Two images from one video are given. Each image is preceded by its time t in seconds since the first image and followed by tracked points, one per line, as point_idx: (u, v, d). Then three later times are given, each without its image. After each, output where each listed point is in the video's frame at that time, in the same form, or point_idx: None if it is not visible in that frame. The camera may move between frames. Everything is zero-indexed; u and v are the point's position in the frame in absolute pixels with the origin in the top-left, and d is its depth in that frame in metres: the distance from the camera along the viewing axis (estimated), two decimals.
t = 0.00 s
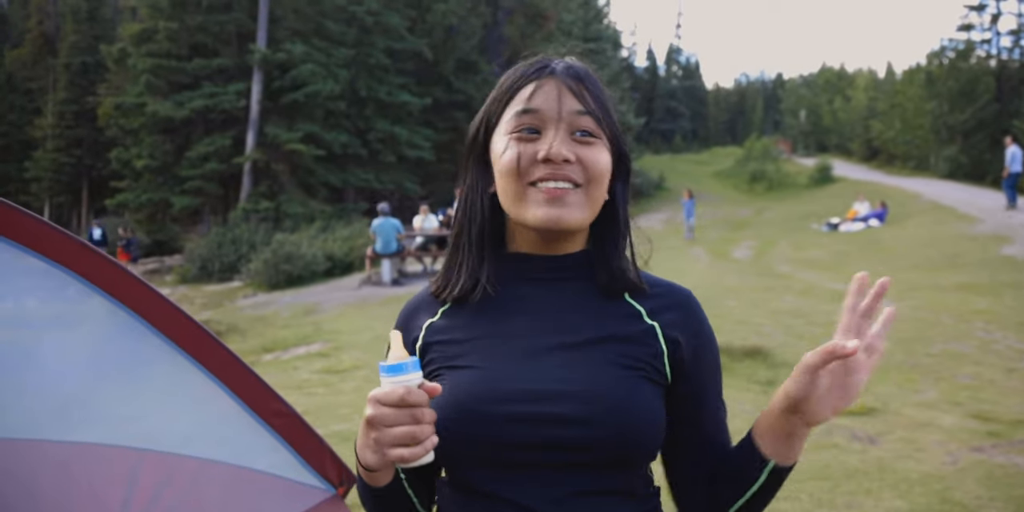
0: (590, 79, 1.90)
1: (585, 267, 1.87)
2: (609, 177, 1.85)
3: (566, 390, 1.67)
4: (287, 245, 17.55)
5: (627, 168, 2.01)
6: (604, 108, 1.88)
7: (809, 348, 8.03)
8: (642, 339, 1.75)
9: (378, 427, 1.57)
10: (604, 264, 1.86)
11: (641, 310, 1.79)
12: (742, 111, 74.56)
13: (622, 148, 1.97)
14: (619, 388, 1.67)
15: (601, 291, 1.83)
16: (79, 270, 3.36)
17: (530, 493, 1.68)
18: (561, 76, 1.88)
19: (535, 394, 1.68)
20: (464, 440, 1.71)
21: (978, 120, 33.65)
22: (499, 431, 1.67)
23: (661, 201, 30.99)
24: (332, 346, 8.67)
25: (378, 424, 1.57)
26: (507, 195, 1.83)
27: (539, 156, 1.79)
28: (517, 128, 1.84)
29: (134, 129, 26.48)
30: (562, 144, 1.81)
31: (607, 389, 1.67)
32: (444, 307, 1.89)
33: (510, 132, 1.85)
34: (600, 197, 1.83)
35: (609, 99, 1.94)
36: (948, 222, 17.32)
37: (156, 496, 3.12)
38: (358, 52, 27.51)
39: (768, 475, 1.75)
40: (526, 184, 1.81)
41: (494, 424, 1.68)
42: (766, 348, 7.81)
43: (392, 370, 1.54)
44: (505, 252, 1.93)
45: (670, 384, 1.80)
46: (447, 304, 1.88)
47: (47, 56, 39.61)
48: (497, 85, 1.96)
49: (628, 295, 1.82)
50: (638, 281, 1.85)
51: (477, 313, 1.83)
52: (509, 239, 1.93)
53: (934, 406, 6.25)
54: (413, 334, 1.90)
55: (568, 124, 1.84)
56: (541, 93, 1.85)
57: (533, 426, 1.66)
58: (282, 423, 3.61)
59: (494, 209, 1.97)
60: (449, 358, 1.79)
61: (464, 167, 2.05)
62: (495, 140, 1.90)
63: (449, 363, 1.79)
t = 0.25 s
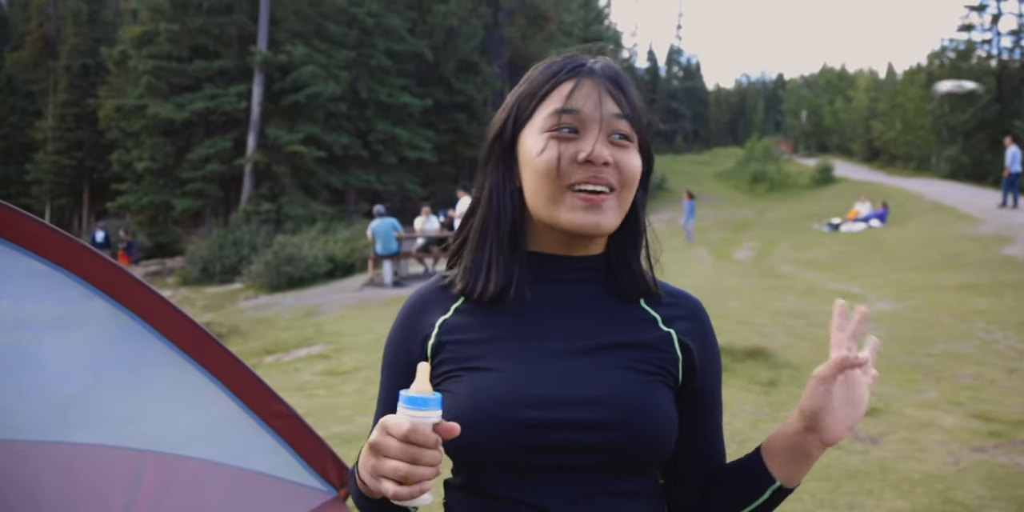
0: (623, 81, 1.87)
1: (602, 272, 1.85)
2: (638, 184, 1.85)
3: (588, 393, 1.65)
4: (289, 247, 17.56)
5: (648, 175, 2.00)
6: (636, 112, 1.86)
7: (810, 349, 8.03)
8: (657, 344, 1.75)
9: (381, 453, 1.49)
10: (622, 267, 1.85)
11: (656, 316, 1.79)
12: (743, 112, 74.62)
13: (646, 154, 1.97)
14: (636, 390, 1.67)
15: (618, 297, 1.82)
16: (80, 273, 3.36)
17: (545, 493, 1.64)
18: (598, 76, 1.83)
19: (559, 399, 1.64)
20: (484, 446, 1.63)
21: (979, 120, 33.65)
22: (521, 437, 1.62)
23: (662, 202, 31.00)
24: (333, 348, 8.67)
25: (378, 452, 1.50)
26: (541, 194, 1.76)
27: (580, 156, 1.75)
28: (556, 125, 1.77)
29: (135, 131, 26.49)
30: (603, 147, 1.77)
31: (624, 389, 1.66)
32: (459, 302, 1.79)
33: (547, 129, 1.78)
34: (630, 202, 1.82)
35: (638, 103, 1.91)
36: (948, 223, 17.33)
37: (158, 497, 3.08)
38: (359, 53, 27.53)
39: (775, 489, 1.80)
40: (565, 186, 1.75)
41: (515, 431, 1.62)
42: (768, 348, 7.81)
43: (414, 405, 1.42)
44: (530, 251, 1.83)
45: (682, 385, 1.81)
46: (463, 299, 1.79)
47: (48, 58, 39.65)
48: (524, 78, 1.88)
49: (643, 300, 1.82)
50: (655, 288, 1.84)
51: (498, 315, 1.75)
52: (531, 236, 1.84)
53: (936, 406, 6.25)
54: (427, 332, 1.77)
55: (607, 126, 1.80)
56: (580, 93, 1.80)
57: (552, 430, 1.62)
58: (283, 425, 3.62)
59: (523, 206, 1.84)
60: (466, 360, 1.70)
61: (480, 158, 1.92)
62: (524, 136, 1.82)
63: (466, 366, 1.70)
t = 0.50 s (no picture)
0: (634, 84, 1.86)
1: (609, 273, 1.85)
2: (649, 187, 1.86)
3: (604, 395, 1.64)
4: (287, 248, 17.52)
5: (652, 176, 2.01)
6: (645, 114, 1.87)
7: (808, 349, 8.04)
8: (666, 344, 1.76)
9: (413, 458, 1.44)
10: (629, 267, 1.85)
11: (663, 316, 1.81)
12: (741, 113, 74.72)
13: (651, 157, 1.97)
14: (648, 390, 1.68)
15: (627, 296, 1.83)
16: (76, 274, 3.30)
17: (567, 493, 1.63)
18: (612, 80, 1.83)
19: (574, 401, 1.63)
20: (506, 449, 1.61)
21: (976, 121, 33.70)
22: (539, 440, 1.60)
23: (660, 203, 31.01)
24: (331, 350, 8.66)
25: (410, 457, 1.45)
26: (561, 200, 1.74)
27: (603, 162, 1.74)
28: (576, 129, 1.76)
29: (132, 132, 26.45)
30: (621, 151, 1.77)
31: (638, 387, 1.67)
32: (472, 304, 1.76)
33: (567, 135, 1.76)
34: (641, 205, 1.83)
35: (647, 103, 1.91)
36: (946, 223, 17.36)
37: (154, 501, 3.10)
38: (358, 54, 27.54)
39: (789, 481, 1.82)
40: (591, 193, 1.73)
41: (534, 434, 1.60)
42: (767, 349, 7.81)
43: (435, 400, 1.44)
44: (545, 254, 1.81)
45: (689, 382, 1.81)
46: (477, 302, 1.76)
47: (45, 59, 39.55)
48: (532, 82, 1.87)
49: (649, 299, 1.84)
50: (659, 286, 1.86)
51: (517, 319, 1.72)
52: (547, 238, 1.81)
53: (933, 406, 6.26)
54: (437, 337, 1.74)
55: (626, 130, 1.80)
56: (598, 97, 1.79)
57: (570, 431, 1.61)
58: (282, 427, 3.55)
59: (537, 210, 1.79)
60: (482, 364, 1.68)
61: (487, 161, 1.88)
62: (540, 141, 1.80)
63: (485, 371, 1.67)
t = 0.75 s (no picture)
0: (617, 90, 1.85)
1: (606, 270, 1.85)
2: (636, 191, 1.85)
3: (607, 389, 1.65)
4: (282, 249, 17.48)
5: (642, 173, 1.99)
6: (629, 118, 1.86)
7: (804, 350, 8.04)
8: (666, 338, 1.76)
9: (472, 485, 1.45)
10: (624, 264, 1.87)
11: (662, 309, 1.81)
12: (736, 114, 74.81)
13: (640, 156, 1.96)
14: (650, 382, 1.68)
15: (624, 289, 1.84)
16: (71, 275, 3.29)
17: (578, 487, 1.64)
18: (591, 87, 1.81)
19: (577, 396, 1.63)
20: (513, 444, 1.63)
21: (970, 122, 33.77)
22: (543, 436, 1.61)
23: (655, 204, 31.01)
24: (327, 351, 8.64)
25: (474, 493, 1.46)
26: (546, 210, 1.75)
27: (583, 176, 1.73)
28: (556, 142, 1.75)
29: (127, 133, 26.38)
30: (603, 161, 1.76)
31: (642, 381, 1.67)
32: (473, 308, 1.76)
33: (549, 146, 1.76)
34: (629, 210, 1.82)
35: (630, 106, 1.90)
36: (940, 224, 17.39)
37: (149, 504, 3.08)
38: (352, 54, 27.55)
39: (796, 466, 1.84)
40: (575, 204, 1.74)
41: (537, 429, 1.61)
42: (762, 350, 7.83)
43: (475, 431, 1.42)
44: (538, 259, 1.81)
45: (690, 377, 1.81)
46: (477, 302, 1.77)
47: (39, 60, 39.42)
48: (517, 89, 1.88)
49: (645, 293, 1.84)
50: (654, 278, 1.88)
51: (514, 321, 1.72)
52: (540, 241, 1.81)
53: (928, 406, 6.28)
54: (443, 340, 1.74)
55: (607, 139, 1.78)
56: (579, 107, 1.78)
57: (575, 425, 1.62)
58: (278, 428, 3.53)
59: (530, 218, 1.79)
60: (484, 363, 1.68)
61: (480, 169, 1.88)
62: (528, 153, 1.80)
63: (485, 369, 1.68)
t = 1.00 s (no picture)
0: (590, 96, 1.86)
1: (605, 277, 1.85)
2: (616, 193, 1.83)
3: (606, 390, 1.65)
4: (277, 249, 17.48)
5: (640, 177, 1.98)
6: (605, 123, 1.86)
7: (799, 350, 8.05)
8: (666, 342, 1.76)
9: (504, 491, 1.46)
10: (626, 273, 1.84)
11: (665, 316, 1.80)
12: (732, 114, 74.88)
13: (632, 160, 1.95)
14: (649, 386, 1.67)
15: (624, 295, 1.83)
16: (67, 277, 3.31)
17: (576, 490, 1.65)
18: (556, 96, 1.84)
19: (577, 398, 1.64)
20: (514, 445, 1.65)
21: (965, 123, 33.83)
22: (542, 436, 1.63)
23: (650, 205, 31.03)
24: (322, 351, 8.64)
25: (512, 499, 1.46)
26: (521, 219, 1.80)
27: (545, 183, 1.76)
28: (522, 155, 1.81)
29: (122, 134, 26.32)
30: (570, 167, 1.78)
31: (643, 384, 1.67)
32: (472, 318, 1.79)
33: (518, 159, 1.82)
34: (610, 212, 1.81)
35: (607, 111, 1.90)
36: (935, 224, 17.43)
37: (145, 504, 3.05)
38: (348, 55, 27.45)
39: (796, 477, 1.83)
40: (539, 210, 1.78)
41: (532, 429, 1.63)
42: (757, 350, 7.83)
43: (501, 428, 1.43)
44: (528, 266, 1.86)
45: (694, 384, 1.82)
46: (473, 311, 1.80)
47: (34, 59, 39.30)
48: (504, 106, 1.94)
49: (649, 299, 1.83)
50: (658, 285, 1.86)
51: (506, 326, 1.75)
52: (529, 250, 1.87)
53: (923, 406, 6.29)
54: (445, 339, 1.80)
55: (571, 143, 1.80)
56: (540, 117, 1.82)
57: (575, 426, 1.63)
58: (273, 430, 3.54)
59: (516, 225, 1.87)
60: (483, 366, 1.72)
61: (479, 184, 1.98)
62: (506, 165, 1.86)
63: (482, 371, 1.72)
